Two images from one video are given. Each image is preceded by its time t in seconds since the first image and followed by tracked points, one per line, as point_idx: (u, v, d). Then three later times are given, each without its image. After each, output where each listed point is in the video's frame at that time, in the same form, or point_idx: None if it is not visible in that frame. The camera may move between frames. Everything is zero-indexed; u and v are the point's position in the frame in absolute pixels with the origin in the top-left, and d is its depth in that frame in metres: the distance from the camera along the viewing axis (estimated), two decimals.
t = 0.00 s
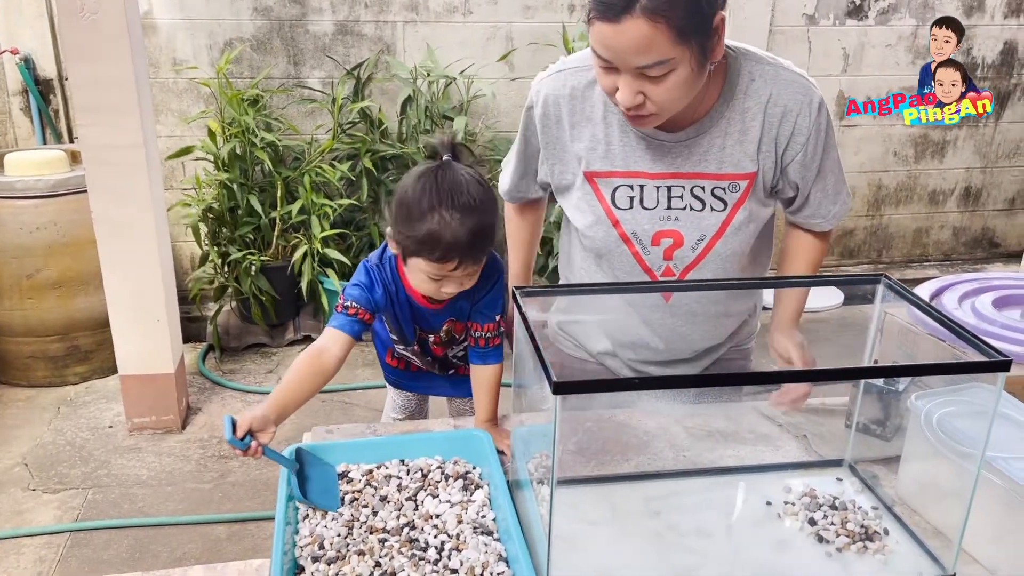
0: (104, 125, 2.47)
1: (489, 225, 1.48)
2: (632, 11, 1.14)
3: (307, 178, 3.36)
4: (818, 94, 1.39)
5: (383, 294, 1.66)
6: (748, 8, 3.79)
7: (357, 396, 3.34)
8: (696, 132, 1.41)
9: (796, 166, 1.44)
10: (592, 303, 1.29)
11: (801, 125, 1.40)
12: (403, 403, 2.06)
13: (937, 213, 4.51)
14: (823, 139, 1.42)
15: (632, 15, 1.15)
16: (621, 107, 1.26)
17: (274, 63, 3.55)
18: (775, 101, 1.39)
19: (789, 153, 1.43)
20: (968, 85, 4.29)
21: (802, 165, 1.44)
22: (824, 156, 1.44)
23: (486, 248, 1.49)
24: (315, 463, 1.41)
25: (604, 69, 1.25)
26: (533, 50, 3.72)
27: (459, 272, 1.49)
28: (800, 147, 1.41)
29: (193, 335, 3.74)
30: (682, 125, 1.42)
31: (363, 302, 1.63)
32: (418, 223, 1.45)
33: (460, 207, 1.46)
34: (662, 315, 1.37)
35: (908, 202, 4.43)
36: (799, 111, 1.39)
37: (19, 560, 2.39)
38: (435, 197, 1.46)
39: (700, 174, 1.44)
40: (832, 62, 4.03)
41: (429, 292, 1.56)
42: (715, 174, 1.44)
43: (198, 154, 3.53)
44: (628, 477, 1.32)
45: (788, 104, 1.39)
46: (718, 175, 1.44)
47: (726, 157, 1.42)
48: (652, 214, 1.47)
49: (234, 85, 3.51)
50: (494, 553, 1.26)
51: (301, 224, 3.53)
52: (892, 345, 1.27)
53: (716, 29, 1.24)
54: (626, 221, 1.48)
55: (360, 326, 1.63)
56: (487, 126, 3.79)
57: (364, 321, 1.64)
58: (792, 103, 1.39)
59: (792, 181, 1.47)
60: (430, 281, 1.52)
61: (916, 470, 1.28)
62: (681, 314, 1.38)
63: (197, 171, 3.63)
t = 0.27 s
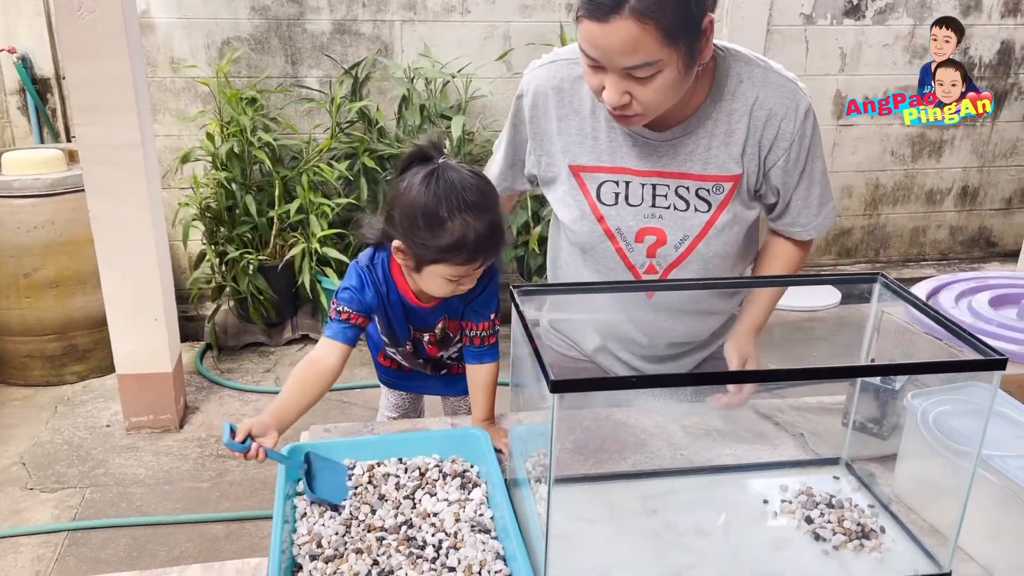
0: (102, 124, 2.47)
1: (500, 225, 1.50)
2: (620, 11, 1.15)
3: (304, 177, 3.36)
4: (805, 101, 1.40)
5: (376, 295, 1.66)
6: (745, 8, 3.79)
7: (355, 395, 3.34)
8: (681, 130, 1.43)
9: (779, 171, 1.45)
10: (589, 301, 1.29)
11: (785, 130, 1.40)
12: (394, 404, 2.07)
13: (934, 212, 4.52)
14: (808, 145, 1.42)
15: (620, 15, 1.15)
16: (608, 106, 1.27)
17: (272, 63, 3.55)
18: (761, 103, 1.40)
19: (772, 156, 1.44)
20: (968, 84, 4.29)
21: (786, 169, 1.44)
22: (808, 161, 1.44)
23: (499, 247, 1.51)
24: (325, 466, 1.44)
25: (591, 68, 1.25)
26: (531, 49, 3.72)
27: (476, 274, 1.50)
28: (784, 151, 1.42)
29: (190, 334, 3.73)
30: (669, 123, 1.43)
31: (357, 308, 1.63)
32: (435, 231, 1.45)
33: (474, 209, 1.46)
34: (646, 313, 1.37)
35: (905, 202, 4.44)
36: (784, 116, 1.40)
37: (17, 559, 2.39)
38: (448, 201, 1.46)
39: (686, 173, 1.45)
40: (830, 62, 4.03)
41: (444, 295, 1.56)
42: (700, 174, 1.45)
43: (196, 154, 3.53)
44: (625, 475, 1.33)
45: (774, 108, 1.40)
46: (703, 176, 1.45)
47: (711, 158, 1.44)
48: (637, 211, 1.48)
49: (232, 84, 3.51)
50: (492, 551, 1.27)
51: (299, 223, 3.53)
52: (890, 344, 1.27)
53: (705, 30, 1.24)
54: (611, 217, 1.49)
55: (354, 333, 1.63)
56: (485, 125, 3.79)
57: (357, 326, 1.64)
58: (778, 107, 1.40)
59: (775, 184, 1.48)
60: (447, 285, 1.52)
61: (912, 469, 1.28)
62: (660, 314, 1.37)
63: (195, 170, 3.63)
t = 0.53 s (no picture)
0: (101, 124, 2.47)
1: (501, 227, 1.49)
2: (604, 20, 1.14)
3: (303, 177, 3.36)
4: (772, 108, 1.39)
5: (375, 298, 1.67)
6: (744, 8, 3.79)
7: (353, 395, 3.34)
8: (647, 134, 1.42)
9: (746, 176, 1.45)
10: (586, 300, 1.29)
11: (750, 136, 1.40)
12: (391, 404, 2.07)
13: (932, 212, 4.52)
14: (774, 151, 1.41)
15: (604, 25, 1.14)
16: (583, 112, 1.27)
17: (271, 62, 3.55)
18: (726, 108, 1.39)
19: (738, 161, 1.43)
20: (968, 84, 4.29)
21: (752, 175, 1.44)
22: (776, 168, 1.43)
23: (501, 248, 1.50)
24: (337, 467, 1.46)
25: (567, 73, 1.24)
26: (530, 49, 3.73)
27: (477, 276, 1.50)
28: (748, 157, 1.42)
29: (189, 334, 3.73)
30: (639, 128, 1.43)
31: (360, 322, 1.66)
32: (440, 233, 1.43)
33: (475, 212, 1.45)
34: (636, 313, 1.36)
35: (903, 202, 4.45)
36: (750, 122, 1.39)
37: (15, 559, 2.39)
38: (451, 205, 1.44)
39: (654, 176, 1.45)
40: (828, 62, 4.04)
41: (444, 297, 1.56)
42: (666, 177, 1.45)
43: (194, 153, 3.53)
44: (623, 474, 1.33)
45: (738, 114, 1.39)
46: (671, 180, 1.45)
47: (678, 162, 1.44)
48: (607, 212, 1.48)
49: (230, 84, 3.51)
50: (490, 551, 1.27)
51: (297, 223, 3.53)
52: (888, 344, 1.28)
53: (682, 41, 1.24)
54: (581, 218, 1.49)
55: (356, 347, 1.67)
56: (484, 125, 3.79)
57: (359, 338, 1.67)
58: (743, 113, 1.39)
59: (742, 189, 1.47)
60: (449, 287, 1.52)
61: (910, 468, 1.28)
62: (637, 314, 1.35)
63: (193, 170, 3.63)
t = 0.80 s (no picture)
0: (99, 124, 2.47)
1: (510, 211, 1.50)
2: (571, 41, 1.14)
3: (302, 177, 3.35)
4: (723, 118, 1.40)
5: (376, 294, 1.68)
6: (743, 8, 3.79)
7: (352, 395, 3.34)
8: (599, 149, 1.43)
9: (700, 185, 1.47)
10: (587, 300, 1.28)
11: (703, 146, 1.42)
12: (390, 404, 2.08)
13: (931, 212, 4.53)
14: (725, 161, 1.43)
15: (570, 46, 1.14)
16: (543, 130, 1.26)
17: (270, 62, 3.55)
18: (677, 120, 1.41)
19: (692, 170, 1.45)
20: (967, 84, 4.30)
21: (706, 184, 1.46)
22: (729, 177, 1.45)
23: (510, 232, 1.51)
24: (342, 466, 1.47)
25: (529, 91, 1.23)
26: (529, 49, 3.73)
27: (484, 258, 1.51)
28: (701, 166, 1.44)
29: (188, 334, 3.73)
30: (591, 144, 1.44)
31: (360, 321, 1.67)
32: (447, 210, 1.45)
33: (483, 190, 1.45)
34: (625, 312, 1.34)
35: (901, 202, 4.45)
36: (702, 132, 1.41)
37: (14, 559, 2.39)
38: (460, 184, 1.45)
39: (611, 188, 1.47)
40: (826, 62, 4.04)
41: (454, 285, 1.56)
42: (621, 189, 1.47)
43: (193, 153, 3.53)
44: (621, 473, 1.33)
45: (688, 123, 1.41)
46: (627, 190, 1.47)
47: (634, 174, 1.46)
48: (568, 225, 1.51)
49: (229, 84, 3.51)
50: (489, 550, 1.27)
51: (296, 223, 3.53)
52: (886, 344, 1.28)
53: (640, 62, 1.25)
54: (542, 231, 1.53)
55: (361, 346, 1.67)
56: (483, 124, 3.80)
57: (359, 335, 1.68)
58: (695, 123, 1.41)
59: (696, 197, 1.49)
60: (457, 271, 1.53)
61: (908, 468, 1.28)
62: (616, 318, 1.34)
63: (192, 170, 3.63)
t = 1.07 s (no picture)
0: (99, 124, 2.48)
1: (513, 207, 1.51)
2: (547, 59, 1.15)
3: (302, 177, 3.35)
4: (698, 123, 1.41)
5: (380, 293, 1.70)
6: (742, 8, 3.79)
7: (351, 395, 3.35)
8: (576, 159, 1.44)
9: (678, 190, 1.47)
10: (585, 299, 1.29)
11: (679, 152, 1.42)
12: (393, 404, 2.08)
13: (930, 212, 4.53)
14: (703, 164, 1.43)
15: (546, 64, 1.15)
16: (520, 144, 1.27)
17: (269, 62, 3.55)
18: (652, 127, 1.42)
19: (670, 175, 1.46)
20: (967, 84, 4.30)
21: (686, 188, 1.46)
22: (707, 181, 1.45)
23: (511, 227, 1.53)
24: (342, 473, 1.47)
25: (506, 107, 1.25)
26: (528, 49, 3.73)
27: (482, 255, 1.54)
28: (678, 171, 1.45)
29: (187, 333, 3.74)
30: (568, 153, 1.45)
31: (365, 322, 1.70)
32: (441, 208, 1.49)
33: (480, 187, 1.48)
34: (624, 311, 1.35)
35: (901, 202, 4.45)
36: (677, 138, 1.42)
37: (14, 559, 2.39)
38: (456, 183, 1.48)
39: (592, 196, 1.49)
40: (826, 62, 4.04)
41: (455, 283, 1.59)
42: (600, 196, 1.48)
43: (192, 153, 3.53)
44: (621, 473, 1.33)
45: (664, 129, 1.42)
46: (607, 197, 1.48)
47: (612, 182, 1.47)
48: (551, 234, 1.53)
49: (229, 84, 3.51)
50: (488, 550, 1.27)
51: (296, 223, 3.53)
52: (885, 344, 1.28)
53: (615, 76, 1.27)
54: (525, 241, 1.56)
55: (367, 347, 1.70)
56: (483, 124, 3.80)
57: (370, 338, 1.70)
58: (671, 129, 1.41)
59: (676, 202, 1.50)
60: (454, 269, 1.56)
61: (907, 468, 1.28)
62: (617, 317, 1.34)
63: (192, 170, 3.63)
